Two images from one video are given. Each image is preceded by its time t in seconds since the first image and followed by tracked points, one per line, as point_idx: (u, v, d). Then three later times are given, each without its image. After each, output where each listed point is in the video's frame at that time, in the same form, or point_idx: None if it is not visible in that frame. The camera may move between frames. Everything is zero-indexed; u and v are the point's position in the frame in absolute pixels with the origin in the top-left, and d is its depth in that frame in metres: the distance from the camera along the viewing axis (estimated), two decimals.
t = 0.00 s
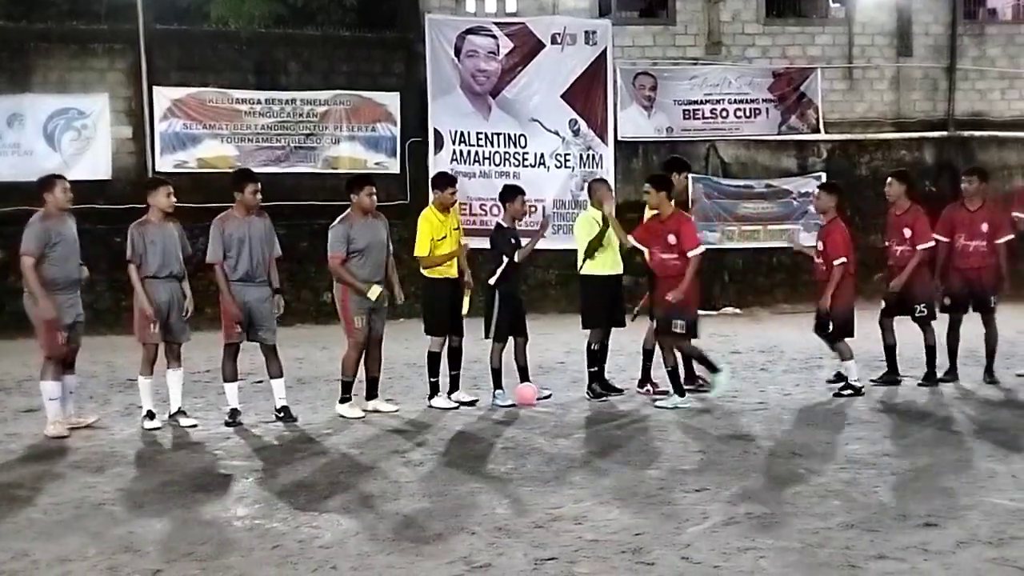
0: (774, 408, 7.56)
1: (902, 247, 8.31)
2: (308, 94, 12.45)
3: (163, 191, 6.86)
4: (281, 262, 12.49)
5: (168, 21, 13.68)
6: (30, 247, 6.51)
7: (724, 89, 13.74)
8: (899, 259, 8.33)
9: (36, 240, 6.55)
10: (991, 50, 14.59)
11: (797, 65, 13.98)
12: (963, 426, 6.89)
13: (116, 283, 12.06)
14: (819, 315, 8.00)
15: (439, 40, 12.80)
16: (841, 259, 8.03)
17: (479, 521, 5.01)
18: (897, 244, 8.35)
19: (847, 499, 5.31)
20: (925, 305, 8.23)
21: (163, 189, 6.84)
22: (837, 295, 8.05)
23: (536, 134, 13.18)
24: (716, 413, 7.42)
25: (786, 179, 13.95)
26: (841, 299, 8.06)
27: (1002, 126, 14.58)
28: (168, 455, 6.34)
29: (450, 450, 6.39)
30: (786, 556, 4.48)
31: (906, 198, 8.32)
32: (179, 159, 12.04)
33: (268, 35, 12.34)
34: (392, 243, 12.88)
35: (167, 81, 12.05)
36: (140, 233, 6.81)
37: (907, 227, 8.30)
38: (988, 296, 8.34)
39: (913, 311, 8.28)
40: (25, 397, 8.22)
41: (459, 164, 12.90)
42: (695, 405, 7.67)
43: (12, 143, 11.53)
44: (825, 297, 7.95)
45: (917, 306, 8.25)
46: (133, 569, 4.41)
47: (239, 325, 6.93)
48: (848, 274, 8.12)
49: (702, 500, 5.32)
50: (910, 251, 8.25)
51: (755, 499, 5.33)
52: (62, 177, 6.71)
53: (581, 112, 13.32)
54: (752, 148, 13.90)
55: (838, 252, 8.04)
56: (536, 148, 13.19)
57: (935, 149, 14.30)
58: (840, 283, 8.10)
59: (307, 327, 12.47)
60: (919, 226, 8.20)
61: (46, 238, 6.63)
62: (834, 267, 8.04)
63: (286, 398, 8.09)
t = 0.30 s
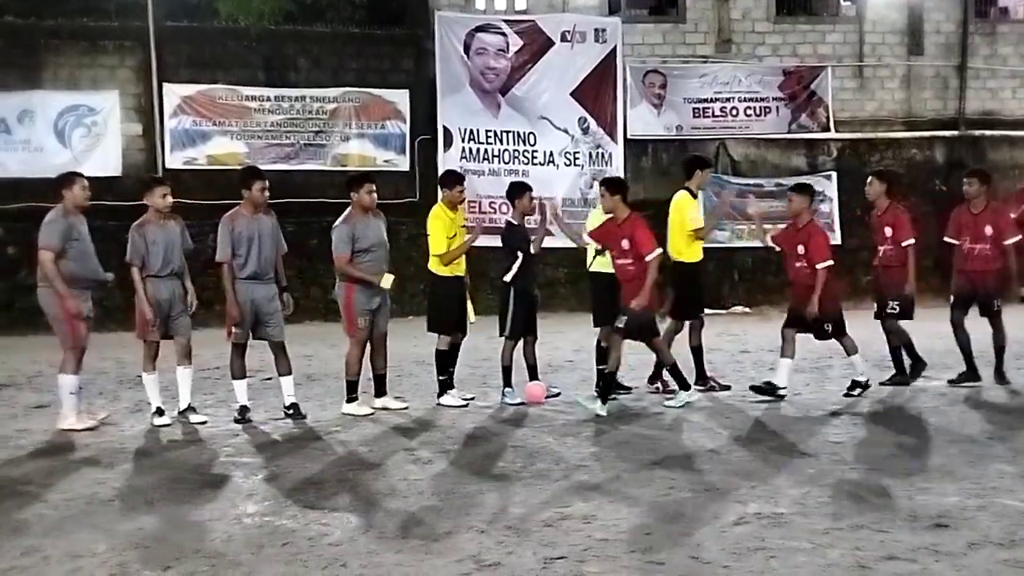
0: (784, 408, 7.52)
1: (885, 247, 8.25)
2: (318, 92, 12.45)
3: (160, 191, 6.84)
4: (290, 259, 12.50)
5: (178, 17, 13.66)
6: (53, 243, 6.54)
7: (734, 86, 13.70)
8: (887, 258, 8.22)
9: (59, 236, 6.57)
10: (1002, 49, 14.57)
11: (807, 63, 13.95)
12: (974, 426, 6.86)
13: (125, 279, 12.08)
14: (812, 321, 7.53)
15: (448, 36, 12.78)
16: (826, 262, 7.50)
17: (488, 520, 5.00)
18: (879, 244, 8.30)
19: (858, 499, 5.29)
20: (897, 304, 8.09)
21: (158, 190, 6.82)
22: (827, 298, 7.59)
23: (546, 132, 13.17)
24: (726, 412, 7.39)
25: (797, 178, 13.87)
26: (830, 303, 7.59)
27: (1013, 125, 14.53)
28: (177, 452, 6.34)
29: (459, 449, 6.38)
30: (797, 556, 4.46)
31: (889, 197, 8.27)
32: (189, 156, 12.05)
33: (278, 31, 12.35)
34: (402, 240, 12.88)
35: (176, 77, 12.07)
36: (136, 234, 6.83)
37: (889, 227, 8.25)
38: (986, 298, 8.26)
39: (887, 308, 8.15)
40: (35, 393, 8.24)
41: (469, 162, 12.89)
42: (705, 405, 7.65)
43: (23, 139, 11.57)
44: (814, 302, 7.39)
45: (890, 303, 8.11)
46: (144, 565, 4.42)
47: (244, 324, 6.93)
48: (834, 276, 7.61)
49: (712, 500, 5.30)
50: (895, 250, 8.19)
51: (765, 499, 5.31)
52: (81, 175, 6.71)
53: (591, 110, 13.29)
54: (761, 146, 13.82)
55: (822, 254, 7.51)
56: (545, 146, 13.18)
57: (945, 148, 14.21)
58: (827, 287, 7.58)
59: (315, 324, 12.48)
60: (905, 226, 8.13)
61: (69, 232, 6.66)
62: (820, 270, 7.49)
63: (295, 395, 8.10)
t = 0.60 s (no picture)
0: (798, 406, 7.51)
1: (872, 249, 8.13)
2: (331, 91, 12.50)
3: (167, 191, 6.87)
4: (304, 259, 12.54)
5: (192, 18, 13.70)
6: (75, 244, 6.60)
7: (748, 84, 13.68)
8: (873, 262, 8.10)
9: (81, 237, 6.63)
10: (1018, 46, 14.51)
11: (821, 61, 13.89)
12: (989, 425, 6.83)
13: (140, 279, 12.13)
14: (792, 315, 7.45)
15: (462, 36, 12.80)
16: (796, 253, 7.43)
17: (502, 519, 5.01)
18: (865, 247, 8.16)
19: (873, 497, 5.28)
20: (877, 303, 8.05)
21: (166, 189, 6.85)
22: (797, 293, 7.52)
23: (559, 131, 13.17)
24: (739, 410, 7.38)
25: (810, 175, 13.86)
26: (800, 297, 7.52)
27: None
28: (192, 451, 6.38)
29: (472, 447, 6.39)
30: (811, 555, 4.45)
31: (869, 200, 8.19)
32: (204, 156, 12.10)
33: (292, 31, 12.38)
34: (415, 239, 12.90)
35: (191, 78, 12.12)
36: (147, 234, 6.88)
37: (872, 229, 8.14)
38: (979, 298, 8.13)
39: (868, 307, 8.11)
40: (50, 392, 8.29)
41: (482, 161, 12.91)
42: (718, 404, 7.64)
43: (38, 140, 11.65)
44: (792, 294, 7.34)
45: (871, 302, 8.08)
46: (159, 564, 4.44)
47: (256, 324, 6.97)
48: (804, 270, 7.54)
49: (726, 499, 5.29)
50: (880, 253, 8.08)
51: (779, 497, 5.30)
52: (101, 177, 6.73)
53: (604, 108, 13.28)
54: (775, 145, 13.79)
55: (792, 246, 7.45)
56: (558, 145, 13.17)
57: (960, 146, 14.14)
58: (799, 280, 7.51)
59: (329, 323, 12.51)
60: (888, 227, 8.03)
61: (90, 234, 6.71)
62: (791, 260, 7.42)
63: (308, 394, 8.13)
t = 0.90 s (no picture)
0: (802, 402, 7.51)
1: (839, 240, 8.08)
2: (336, 87, 12.48)
3: (173, 187, 6.87)
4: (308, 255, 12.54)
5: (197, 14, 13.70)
6: (81, 242, 6.60)
7: (753, 79, 13.64)
8: (841, 253, 8.06)
9: (86, 235, 6.63)
10: None
11: (826, 56, 13.86)
12: (995, 420, 6.81)
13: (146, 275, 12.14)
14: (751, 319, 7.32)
15: (466, 31, 12.78)
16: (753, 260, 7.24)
17: (506, 514, 5.01)
18: (832, 236, 8.13)
19: (878, 493, 5.27)
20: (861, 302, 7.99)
21: (171, 184, 6.86)
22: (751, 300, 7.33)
23: (563, 127, 13.15)
24: (744, 406, 7.38)
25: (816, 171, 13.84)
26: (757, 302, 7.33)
27: None
28: (197, 447, 6.39)
29: (477, 443, 6.40)
30: (816, 551, 4.45)
31: (840, 191, 8.11)
32: (209, 151, 12.11)
33: (297, 27, 12.37)
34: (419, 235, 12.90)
35: (195, 74, 12.13)
36: (150, 231, 6.85)
37: (841, 221, 8.08)
38: (952, 292, 8.08)
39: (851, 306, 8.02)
40: (56, 388, 8.31)
41: (486, 157, 12.93)
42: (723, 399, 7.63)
43: (43, 136, 11.66)
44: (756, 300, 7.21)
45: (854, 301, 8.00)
46: (164, 559, 4.45)
47: (266, 318, 6.97)
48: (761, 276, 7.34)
49: (731, 494, 5.29)
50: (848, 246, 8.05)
51: (784, 493, 5.29)
52: (103, 174, 6.74)
53: (608, 104, 13.27)
54: (781, 140, 13.79)
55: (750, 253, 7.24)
56: (563, 141, 13.16)
57: (966, 140, 14.11)
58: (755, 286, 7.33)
59: (334, 319, 12.52)
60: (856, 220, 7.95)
61: (95, 231, 6.72)
62: (748, 267, 7.23)
63: (314, 390, 8.13)
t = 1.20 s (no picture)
0: (798, 399, 7.51)
1: (794, 241, 7.79)
2: (332, 84, 12.46)
3: (169, 183, 6.86)
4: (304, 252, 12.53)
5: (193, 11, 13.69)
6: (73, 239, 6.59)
7: (749, 78, 13.64)
8: (793, 254, 7.75)
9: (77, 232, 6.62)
10: (1020, 39, 14.47)
11: (823, 54, 13.86)
12: (991, 418, 6.81)
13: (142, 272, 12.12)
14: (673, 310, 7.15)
15: (462, 29, 12.74)
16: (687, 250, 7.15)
17: (501, 512, 5.01)
18: (788, 237, 7.83)
19: (873, 491, 5.27)
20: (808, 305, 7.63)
21: (168, 181, 6.84)
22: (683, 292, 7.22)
23: (560, 125, 13.14)
24: (740, 403, 7.38)
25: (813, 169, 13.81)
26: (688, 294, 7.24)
27: None
28: (192, 444, 6.38)
29: (472, 440, 6.39)
30: (812, 549, 4.45)
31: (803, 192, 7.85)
32: (204, 148, 12.09)
33: (293, 24, 12.37)
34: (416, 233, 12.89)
35: (192, 70, 12.11)
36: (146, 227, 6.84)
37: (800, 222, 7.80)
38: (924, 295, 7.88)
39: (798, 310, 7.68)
40: (51, 385, 8.29)
41: (483, 154, 12.88)
42: (718, 397, 7.63)
43: (39, 132, 11.64)
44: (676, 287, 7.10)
45: (801, 303, 7.65)
46: (158, 556, 4.44)
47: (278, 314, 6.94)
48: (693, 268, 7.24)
49: (726, 492, 5.29)
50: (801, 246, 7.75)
51: (780, 491, 5.29)
52: (92, 170, 6.74)
53: (605, 101, 13.26)
54: (777, 138, 13.79)
55: (684, 242, 7.17)
56: (559, 139, 13.15)
57: (962, 139, 14.18)
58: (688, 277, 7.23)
59: (330, 316, 12.50)
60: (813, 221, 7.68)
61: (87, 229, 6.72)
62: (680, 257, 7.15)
63: (309, 387, 8.12)
